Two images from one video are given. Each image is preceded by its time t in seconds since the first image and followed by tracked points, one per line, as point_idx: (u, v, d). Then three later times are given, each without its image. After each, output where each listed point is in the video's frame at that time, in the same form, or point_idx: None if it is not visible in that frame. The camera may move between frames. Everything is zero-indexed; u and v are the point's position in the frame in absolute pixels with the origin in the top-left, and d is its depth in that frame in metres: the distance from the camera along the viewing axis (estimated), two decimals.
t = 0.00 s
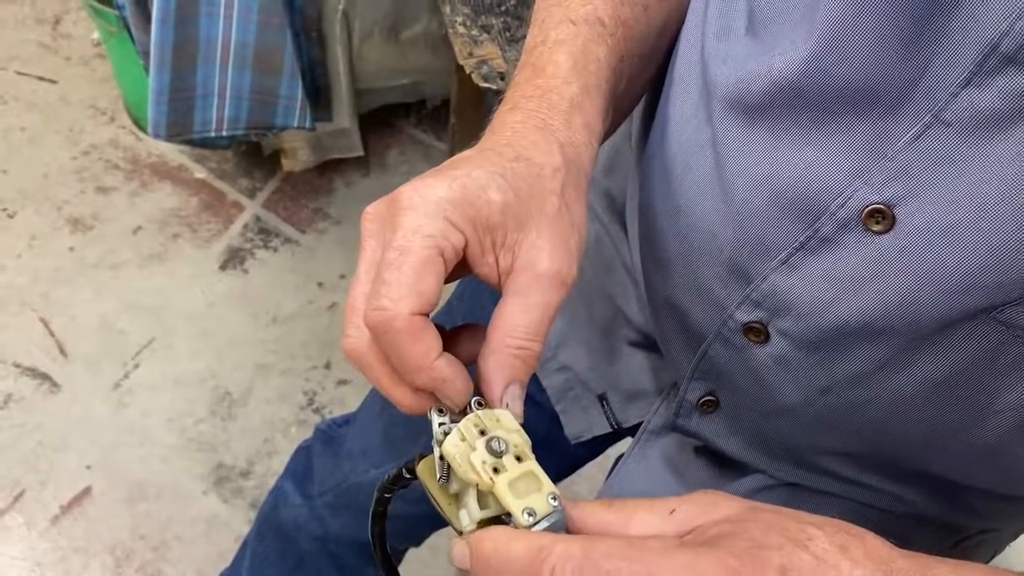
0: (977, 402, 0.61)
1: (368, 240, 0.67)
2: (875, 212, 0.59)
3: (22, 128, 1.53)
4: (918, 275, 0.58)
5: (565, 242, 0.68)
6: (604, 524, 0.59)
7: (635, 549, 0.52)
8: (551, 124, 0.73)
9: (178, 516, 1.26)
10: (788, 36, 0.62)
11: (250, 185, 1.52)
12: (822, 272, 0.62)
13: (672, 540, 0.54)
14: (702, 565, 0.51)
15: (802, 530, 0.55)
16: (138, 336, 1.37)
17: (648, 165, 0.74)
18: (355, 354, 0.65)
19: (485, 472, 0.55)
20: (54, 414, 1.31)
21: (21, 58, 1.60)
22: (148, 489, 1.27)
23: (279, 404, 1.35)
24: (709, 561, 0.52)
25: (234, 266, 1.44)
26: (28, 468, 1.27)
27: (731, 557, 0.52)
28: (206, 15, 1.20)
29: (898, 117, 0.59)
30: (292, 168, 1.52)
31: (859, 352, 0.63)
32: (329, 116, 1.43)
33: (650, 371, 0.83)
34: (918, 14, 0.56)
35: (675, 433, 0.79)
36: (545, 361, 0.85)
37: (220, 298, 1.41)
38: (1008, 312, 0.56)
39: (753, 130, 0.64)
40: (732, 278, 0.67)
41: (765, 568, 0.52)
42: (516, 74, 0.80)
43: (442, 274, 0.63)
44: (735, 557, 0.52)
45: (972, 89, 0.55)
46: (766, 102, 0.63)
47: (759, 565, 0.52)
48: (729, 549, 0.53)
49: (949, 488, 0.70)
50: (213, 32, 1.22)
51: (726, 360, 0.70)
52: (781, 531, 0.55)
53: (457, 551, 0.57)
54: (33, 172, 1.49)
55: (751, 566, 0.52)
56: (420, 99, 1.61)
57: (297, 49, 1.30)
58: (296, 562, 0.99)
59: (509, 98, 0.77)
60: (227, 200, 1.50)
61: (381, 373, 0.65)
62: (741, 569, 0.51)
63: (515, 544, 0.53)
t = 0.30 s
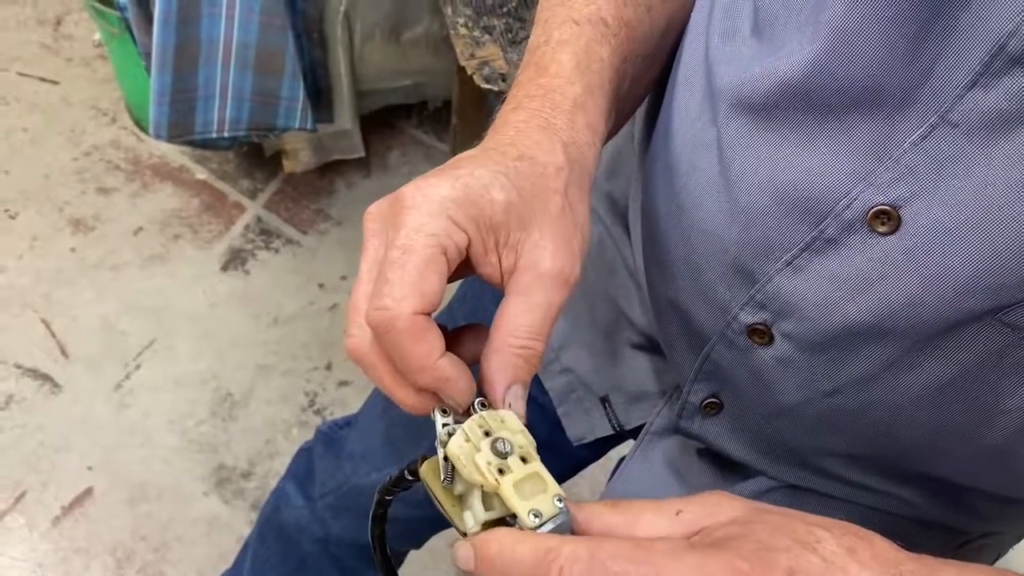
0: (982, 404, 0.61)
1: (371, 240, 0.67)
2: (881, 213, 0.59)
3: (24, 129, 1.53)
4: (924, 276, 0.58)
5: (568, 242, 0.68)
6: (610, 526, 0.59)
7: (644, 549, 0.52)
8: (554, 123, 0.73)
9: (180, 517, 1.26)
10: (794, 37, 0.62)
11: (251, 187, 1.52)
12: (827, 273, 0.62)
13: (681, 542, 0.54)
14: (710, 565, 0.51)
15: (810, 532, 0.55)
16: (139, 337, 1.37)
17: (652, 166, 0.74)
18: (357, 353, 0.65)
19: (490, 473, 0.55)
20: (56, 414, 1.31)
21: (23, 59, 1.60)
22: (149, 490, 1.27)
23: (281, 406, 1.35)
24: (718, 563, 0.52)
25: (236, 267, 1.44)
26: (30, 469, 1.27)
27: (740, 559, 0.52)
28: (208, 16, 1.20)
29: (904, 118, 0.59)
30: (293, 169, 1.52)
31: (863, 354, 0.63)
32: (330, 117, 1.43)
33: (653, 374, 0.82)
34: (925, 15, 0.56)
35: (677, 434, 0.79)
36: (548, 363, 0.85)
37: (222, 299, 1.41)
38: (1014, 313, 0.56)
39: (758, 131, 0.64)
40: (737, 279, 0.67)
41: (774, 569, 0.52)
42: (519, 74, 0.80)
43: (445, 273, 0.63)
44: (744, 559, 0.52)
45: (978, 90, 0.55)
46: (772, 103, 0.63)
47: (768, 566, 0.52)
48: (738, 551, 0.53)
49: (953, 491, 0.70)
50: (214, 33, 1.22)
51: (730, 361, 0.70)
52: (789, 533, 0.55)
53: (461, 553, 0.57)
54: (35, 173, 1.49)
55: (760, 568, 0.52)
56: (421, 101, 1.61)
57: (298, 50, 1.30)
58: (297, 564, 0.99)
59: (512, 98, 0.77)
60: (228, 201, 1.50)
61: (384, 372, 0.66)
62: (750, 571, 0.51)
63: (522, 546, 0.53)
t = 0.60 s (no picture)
0: (983, 405, 0.61)
1: (372, 239, 0.67)
2: (882, 214, 0.59)
3: (25, 129, 1.53)
4: (925, 277, 0.58)
5: (568, 241, 0.68)
6: (612, 527, 0.59)
7: (648, 552, 0.52)
8: (554, 123, 0.73)
9: (180, 517, 1.26)
10: (795, 37, 0.62)
11: (251, 187, 1.52)
12: (829, 273, 0.62)
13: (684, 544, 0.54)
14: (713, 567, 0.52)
15: (813, 533, 0.55)
16: (140, 337, 1.37)
17: (653, 168, 0.74)
18: (358, 353, 0.65)
19: (492, 474, 0.55)
20: (56, 414, 1.31)
21: (23, 59, 1.60)
22: (150, 490, 1.27)
23: (281, 406, 1.35)
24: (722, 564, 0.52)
25: (236, 267, 1.44)
26: (30, 469, 1.27)
27: (742, 560, 0.52)
28: (209, 16, 1.20)
29: (905, 118, 0.59)
30: (294, 169, 1.51)
31: (864, 354, 0.63)
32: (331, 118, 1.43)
33: (653, 374, 0.83)
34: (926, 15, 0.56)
35: (677, 436, 0.79)
36: (549, 363, 0.85)
37: (222, 299, 1.41)
38: (1015, 314, 0.56)
39: (760, 131, 0.64)
40: (738, 280, 0.67)
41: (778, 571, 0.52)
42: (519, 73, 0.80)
43: (446, 273, 0.63)
44: (747, 561, 0.52)
45: (980, 90, 0.55)
46: (773, 103, 0.63)
47: (772, 567, 0.52)
48: (741, 553, 0.53)
49: (953, 492, 0.70)
50: (215, 34, 1.22)
51: (731, 362, 0.70)
52: (791, 534, 0.55)
53: (461, 556, 0.57)
54: (36, 173, 1.49)
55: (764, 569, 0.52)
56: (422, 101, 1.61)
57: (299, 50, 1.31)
58: (297, 564, 0.99)
59: (512, 99, 0.77)
60: (229, 201, 1.50)
61: (385, 372, 0.66)
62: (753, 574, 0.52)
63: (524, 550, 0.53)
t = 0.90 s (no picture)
0: (982, 405, 0.61)
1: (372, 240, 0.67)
2: (881, 214, 0.59)
3: (26, 129, 1.53)
4: (924, 278, 0.58)
5: (562, 244, 0.69)
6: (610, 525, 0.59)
7: (644, 543, 0.52)
8: (553, 123, 0.73)
9: (181, 517, 1.26)
10: (796, 37, 0.62)
11: (252, 187, 1.52)
12: (829, 274, 0.62)
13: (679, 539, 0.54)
14: (708, 564, 0.51)
15: (808, 530, 0.55)
16: (141, 337, 1.37)
17: (652, 168, 0.74)
18: (359, 353, 0.65)
19: (487, 477, 0.56)
20: (57, 414, 1.31)
21: (24, 59, 1.60)
22: (151, 490, 1.27)
23: (281, 406, 1.35)
24: (717, 564, 0.52)
25: (237, 267, 1.44)
26: (31, 469, 1.28)
27: (736, 559, 0.52)
28: (210, 16, 1.20)
29: (905, 118, 0.59)
30: (295, 169, 1.51)
31: (864, 354, 0.63)
32: (331, 118, 1.44)
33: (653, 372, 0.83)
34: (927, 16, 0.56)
35: (677, 436, 0.79)
36: (548, 363, 0.85)
37: (223, 299, 1.41)
38: (1014, 315, 0.56)
39: (760, 131, 0.64)
40: (738, 280, 0.67)
41: (769, 567, 0.52)
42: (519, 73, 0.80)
43: (447, 273, 0.63)
44: (741, 558, 0.52)
45: (979, 91, 0.55)
46: (773, 104, 0.63)
47: (763, 564, 0.52)
48: (735, 551, 0.53)
49: (953, 493, 0.70)
50: (216, 35, 1.22)
51: (731, 361, 0.70)
52: (787, 531, 0.55)
53: (443, 534, 0.54)
54: (37, 173, 1.50)
55: (756, 567, 0.52)
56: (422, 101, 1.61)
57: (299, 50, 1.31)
58: (297, 564, 0.99)
59: (512, 98, 0.77)
60: (230, 201, 1.50)
61: (386, 374, 0.65)
62: (745, 570, 0.52)
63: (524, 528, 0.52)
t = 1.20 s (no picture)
0: (983, 403, 0.61)
1: (368, 236, 0.66)
2: (882, 212, 0.59)
3: (27, 128, 1.54)
4: (924, 276, 0.58)
5: (555, 242, 0.69)
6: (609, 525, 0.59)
7: (644, 543, 0.52)
8: (550, 120, 0.73)
9: (181, 517, 1.26)
10: (796, 35, 0.62)
11: (253, 186, 1.52)
12: (828, 272, 0.62)
13: (678, 541, 0.54)
14: (709, 566, 0.51)
15: (810, 531, 0.55)
16: (141, 336, 1.37)
17: (652, 168, 0.74)
18: (354, 349, 0.65)
19: (489, 476, 0.55)
20: (57, 414, 1.31)
21: (25, 58, 1.60)
22: (151, 489, 1.27)
23: (281, 405, 1.35)
24: (717, 564, 0.52)
25: (238, 267, 1.44)
26: (31, 469, 1.28)
27: (736, 560, 0.52)
28: (210, 15, 1.20)
29: (906, 117, 0.59)
30: (296, 169, 1.51)
31: (864, 353, 0.63)
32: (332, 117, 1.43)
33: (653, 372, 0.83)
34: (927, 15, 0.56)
35: (677, 434, 0.79)
36: (549, 362, 0.85)
37: (223, 299, 1.41)
38: (1015, 313, 0.56)
39: (760, 129, 0.64)
40: (738, 278, 0.67)
41: (770, 568, 0.52)
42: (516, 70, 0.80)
43: (444, 270, 0.63)
44: (741, 561, 0.52)
45: (980, 89, 0.55)
46: (773, 101, 0.63)
47: (765, 565, 0.52)
48: (736, 553, 0.53)
49: (954, 492, 0.70)
50: (216, 34, 1.22)
51: (731, 360, 0.70)
52: (787, 532, 0.55)
53: (446, 534, 0.54)
54: (38, 172, 1.50)
55: (757, 569, 0.52)
56: (423, 100, 1.61)
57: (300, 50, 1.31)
58: (297, 563, 0.99)
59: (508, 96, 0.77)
60: (230, 200, 1.50)
61: (380, 371, 0.65)
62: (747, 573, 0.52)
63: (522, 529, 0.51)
